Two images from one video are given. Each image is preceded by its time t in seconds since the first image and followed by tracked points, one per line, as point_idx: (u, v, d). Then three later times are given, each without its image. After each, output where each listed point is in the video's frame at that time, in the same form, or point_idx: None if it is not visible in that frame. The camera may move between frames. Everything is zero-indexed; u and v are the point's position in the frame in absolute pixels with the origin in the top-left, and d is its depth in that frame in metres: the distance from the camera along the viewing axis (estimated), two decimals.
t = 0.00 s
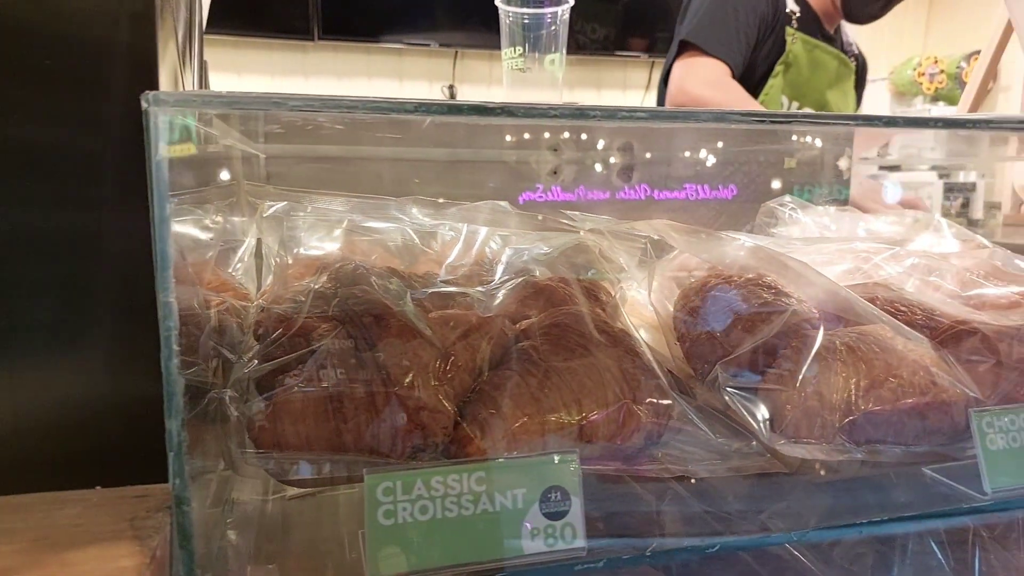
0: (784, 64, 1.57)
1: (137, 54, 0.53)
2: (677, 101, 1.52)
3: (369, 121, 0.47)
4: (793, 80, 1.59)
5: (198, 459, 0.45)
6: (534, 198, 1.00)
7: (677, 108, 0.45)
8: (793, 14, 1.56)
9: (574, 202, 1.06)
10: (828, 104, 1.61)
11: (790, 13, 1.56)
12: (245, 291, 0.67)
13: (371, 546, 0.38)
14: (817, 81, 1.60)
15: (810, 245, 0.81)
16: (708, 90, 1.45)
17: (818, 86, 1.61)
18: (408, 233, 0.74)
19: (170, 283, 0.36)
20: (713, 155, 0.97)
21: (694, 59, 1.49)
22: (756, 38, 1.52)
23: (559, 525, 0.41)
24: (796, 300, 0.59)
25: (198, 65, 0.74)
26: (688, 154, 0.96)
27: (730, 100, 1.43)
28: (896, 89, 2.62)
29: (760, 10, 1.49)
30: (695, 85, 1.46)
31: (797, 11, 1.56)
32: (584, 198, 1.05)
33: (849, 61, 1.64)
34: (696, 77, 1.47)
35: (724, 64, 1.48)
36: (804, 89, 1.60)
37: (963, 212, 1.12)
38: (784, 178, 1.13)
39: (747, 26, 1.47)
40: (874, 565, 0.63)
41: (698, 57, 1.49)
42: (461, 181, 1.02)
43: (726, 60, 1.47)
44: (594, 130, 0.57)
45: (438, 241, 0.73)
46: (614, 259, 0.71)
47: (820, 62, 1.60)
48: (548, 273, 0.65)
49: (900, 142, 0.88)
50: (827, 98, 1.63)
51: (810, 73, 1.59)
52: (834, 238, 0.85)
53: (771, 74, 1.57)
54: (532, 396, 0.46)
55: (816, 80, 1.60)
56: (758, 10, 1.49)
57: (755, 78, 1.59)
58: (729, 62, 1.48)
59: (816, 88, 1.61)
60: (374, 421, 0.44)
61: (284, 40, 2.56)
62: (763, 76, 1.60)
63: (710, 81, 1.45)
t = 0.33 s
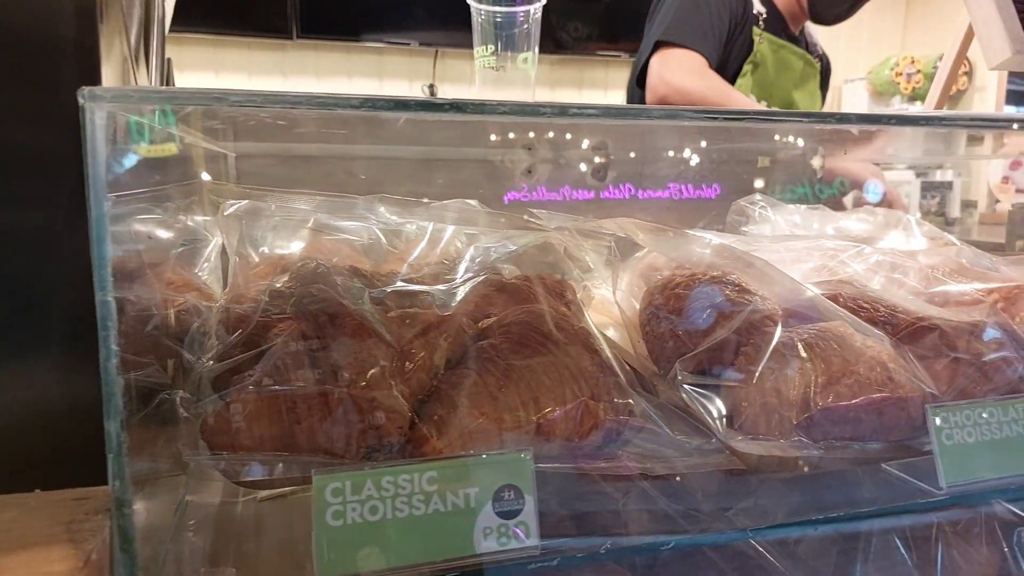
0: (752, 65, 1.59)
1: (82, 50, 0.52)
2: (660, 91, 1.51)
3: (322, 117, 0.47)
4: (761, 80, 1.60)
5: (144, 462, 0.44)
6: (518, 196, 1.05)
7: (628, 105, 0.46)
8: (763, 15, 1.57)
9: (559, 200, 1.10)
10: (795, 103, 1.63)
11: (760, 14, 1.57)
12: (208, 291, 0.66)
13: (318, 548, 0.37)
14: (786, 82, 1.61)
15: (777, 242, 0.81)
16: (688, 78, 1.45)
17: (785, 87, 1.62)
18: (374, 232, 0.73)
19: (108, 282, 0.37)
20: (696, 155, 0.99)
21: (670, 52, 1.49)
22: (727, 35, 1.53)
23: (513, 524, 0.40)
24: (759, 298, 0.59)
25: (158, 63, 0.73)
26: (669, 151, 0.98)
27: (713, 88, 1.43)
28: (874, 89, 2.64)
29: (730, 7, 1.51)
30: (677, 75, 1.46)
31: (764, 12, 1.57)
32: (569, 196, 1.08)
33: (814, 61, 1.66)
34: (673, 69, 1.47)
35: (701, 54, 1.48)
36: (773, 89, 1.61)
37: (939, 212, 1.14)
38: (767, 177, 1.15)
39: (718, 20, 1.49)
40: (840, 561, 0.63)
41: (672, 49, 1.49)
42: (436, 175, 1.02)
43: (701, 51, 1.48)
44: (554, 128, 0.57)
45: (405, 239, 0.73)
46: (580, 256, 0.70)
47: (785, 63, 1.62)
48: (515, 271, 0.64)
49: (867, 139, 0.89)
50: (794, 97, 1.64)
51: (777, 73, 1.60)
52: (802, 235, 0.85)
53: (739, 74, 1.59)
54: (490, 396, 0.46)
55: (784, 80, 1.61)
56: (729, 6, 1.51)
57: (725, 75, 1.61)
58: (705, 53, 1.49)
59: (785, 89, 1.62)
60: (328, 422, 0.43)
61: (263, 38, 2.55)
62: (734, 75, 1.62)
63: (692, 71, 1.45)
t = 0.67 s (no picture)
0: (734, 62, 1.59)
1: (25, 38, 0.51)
2: (642, 86, 1.50)
3: (278, 108, 0.47)
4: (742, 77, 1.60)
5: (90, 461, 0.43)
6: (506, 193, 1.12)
7: (583, 96, 0.46)
8: (741, 12, 1.58)
9: (547, 197, 1.12)
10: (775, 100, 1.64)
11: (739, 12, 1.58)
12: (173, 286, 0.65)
13: (267, 546, 0.37)
14: (764, 79, 1.63)
15: (749, 238, 0.81)
16: (671, 72, 1.44)
17: (765, 84, 1.63)
18: (342, 227, 0.72)
19: (45, 275, 0.38)
20: (682, 150, 0.98)
21: (653, 47, 1.48)
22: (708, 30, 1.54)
23: (467, 520, 0.40)
24: (723, 293, 0.60)
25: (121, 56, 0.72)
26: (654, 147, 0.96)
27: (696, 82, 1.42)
28: (856, 88, 2.65)
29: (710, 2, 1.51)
30: (660, 69, 1.45)
31: (742, 8, 1.57)
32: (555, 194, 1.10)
33: (793, 60, 1.67)
34: (656, 64, 1.47)
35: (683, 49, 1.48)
36: (753, 85, 1.62)
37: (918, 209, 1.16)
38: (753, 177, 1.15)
39: (699, 16, 1.50)
40: (807, 556, 0.63)
41: (655, 46, 1.48)
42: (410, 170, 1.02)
43: (683, 47, 1.48)
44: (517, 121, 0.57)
45: (373, 234, 0.72)
46: (550, 252, 0.70)
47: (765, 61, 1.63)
48: (482, 264, 0.64)
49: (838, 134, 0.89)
50: (773, 96, 1.65)
51: (758, 69, 1.61)
52: (774, 232, 0.86)
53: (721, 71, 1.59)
54: (448, 390, 0.45)
55: (763, 77, 1.62)
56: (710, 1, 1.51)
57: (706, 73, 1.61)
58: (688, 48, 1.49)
59: (764, 85, 1.63)
60: (282, 418, 0.43)
61: (243, 33, 2.52)
62: (715, 72, 1.63)
63: (674, 65, 1.45)
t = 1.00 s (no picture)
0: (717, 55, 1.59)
1: None
2: (636, 80, 1.48)
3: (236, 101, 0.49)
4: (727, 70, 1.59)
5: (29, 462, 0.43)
6: (499, 190, 1.10)
7: (533, 89, 0.48)
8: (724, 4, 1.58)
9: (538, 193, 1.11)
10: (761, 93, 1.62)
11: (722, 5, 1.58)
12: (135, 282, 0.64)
13: (207, 548, 0.36)
14: (750, 71, 1.61)
15: (721, 233, 0.81)
16: (663, 66, 1.43)
17: (750, 76, 1.61)
18: (309, 223, 0.72)
19: None
20: (672, 150, 1.03)
21: (643, 40, 1.47)
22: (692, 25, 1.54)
23: (416, 520, 0.39)
24: (689, 287, 0.59)
25: (79, 55, 0.70)
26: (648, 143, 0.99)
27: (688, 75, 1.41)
28: (842, 83, 2.65)
29: None
30: (653, 63, 1.44)
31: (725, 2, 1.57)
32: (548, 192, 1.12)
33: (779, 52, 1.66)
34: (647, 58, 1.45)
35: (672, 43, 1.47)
36: (737, 78, 1.60)
37: (905, 204, 1.14)
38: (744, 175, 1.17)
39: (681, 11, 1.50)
40: (776, 551, 0.63)
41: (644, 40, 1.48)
42: (386, 166, 1.02)
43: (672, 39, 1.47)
44: (484, 115, 0.58)
45: (340, 230, 0.71)
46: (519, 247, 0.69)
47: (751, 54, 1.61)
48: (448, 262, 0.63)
49: (812, 128, 0.88)
50: (759, 89, 1.62)
51: (742, 62, 1.60)
52: (747, 227, 0.85)
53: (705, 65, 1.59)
54: (403, 388, 0.45)
55: (747, 70, 1.60)
56: None
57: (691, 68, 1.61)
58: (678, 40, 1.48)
59: (749, 78, 1.61)
60: (231, 418, 0.42)
61: (224, 28, 2.50)
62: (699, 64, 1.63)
63: (664, 59, 1.44)
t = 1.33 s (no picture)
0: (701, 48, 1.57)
1: None
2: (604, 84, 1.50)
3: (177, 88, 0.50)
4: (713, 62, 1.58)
5: None
6: (483, 186, 1.14)
7: (473, 75, 0.49)
8: None
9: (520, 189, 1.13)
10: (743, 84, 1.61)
11: None
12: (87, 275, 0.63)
13: (133, 549, 0.35)
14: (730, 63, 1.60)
15: (687, 225, 0.80)
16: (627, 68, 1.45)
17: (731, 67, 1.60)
18: (264, 217, 0.70)
19: None
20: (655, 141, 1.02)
21: (613, 43, 1.48)
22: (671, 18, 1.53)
23: (353, 518, 0.38)
24: (647, 275, 0.58)
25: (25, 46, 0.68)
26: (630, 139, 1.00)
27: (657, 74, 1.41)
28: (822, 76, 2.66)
29: None
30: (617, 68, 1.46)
31: None
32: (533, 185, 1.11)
33: (756, 44, 1.67)
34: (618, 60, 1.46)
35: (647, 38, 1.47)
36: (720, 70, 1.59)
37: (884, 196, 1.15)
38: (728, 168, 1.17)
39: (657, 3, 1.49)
40: (738, 544, 0.63)
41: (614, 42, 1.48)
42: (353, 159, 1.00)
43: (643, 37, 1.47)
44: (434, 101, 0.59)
45: (297, 223, 0.70)
46: (479, 237, 0.68)
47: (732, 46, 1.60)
48: (403, 256, 0.62)
49: (779, 118, 0.88)
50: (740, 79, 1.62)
51: (723, 54, 1.59)
52: (715, 219, 0.85)
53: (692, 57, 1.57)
54: (345, 382, 0.44)
55: (728, 62, 1.60)
56: None
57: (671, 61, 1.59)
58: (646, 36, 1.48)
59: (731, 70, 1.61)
60: (165, 416, 0.41)
61: (201, 22, 2.47)
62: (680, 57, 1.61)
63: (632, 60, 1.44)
